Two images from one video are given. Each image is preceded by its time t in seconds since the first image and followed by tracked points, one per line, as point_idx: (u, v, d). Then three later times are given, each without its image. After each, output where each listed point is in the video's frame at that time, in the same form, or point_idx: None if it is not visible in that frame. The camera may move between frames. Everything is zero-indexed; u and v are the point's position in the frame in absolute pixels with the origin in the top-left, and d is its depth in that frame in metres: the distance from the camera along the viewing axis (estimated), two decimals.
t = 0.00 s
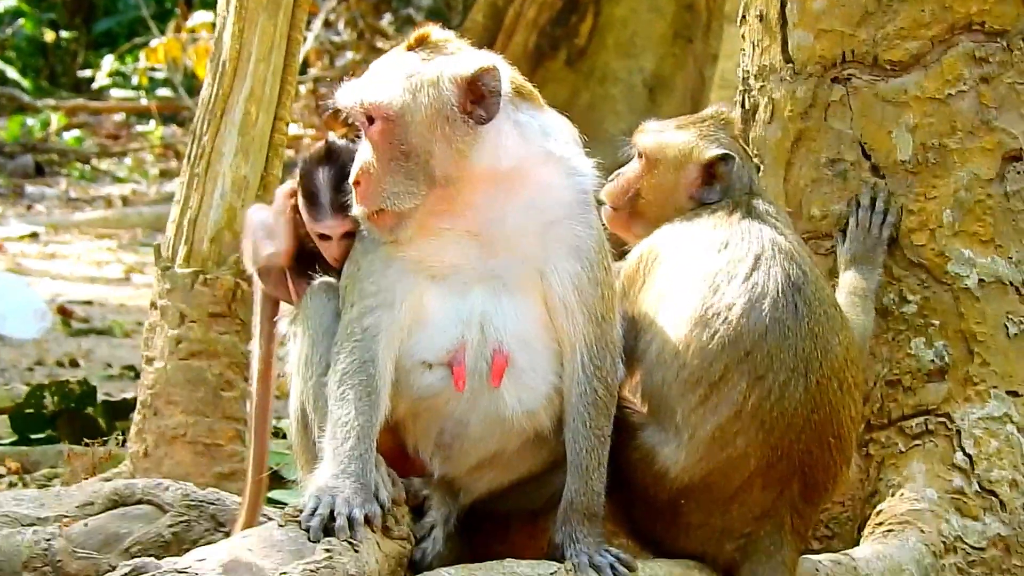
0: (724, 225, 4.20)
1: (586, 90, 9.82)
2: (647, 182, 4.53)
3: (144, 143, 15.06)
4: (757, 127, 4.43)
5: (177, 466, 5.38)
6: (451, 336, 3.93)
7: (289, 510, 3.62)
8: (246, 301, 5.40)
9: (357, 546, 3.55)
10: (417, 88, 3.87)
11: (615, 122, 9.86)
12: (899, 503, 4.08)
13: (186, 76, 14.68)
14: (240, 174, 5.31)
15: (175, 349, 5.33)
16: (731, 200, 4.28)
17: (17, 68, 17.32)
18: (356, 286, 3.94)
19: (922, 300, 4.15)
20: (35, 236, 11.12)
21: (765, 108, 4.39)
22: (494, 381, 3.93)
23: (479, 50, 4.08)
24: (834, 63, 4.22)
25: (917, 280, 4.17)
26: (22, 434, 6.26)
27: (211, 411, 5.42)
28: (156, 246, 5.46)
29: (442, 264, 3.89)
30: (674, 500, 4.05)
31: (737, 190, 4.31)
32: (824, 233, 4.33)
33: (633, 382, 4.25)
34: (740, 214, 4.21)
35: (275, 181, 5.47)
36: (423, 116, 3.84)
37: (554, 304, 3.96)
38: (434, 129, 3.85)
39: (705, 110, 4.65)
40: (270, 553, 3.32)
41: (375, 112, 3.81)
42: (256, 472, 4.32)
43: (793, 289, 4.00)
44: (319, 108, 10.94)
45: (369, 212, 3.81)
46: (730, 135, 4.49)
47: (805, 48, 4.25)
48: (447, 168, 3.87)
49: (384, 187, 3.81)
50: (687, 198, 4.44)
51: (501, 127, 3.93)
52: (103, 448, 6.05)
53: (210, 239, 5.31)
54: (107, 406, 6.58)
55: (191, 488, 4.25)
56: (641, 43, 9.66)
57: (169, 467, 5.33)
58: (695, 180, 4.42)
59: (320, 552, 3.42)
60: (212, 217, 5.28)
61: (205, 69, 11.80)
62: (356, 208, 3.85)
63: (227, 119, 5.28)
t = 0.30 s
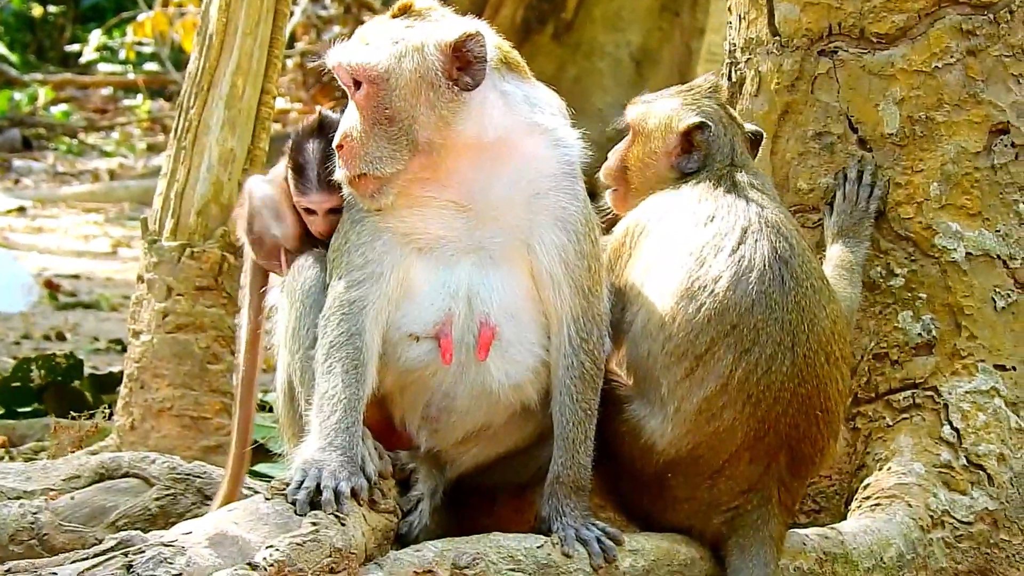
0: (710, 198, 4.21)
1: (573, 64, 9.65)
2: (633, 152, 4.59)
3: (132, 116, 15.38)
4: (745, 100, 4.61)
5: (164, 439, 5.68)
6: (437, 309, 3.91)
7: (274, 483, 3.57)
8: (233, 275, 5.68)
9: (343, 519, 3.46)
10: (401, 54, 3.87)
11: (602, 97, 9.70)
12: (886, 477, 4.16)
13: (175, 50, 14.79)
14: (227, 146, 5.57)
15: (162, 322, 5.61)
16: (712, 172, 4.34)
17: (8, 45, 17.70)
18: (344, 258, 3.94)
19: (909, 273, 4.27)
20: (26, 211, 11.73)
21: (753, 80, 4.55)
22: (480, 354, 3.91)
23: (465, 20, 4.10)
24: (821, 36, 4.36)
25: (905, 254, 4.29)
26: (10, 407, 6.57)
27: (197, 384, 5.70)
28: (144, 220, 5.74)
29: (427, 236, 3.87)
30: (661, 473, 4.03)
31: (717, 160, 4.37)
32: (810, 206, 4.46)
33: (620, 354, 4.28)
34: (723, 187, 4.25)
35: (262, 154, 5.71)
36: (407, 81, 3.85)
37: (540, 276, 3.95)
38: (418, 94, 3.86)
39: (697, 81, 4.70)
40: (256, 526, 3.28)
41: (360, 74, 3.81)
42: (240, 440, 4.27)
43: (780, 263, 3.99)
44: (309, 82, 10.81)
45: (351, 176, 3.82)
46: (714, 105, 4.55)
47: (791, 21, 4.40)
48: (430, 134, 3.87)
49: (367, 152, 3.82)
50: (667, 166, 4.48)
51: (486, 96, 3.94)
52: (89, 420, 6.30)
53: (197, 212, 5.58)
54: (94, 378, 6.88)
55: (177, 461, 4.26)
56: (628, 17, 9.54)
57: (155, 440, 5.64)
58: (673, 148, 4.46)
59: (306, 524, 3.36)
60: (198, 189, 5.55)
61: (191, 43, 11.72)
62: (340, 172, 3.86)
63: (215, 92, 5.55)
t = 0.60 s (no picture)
0: (705, 191, 4.21)
1: (567, 55, 9.77)
2: (630, 146, 4.60)
3: (125, 109, 15.36)
4: (739, 92, 4.64)
5: (157, 430, 5.73)
6: (432, 302, 3.90)
7: (267, 475, 3.57)
8: (227, 267, 5.76)
9: (336, 511, 3.43)
10: (393, 50, 3.90)
11: (595, 88, 9.75)
12: (880, 471, 4.17)
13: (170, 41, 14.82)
14: (221, 138, 5.61)
15: (155, 313, 5.67)
16: (708, 165, 4.33)
17: None
18: (339, 250, 3.94)
19: (903, 267, 4.30)
20: (20, 204, 11.81)
21: (747, 73, 4.57)
22: (475, 347, 3.91)
23: (459, 15, 4.12)
24: (815, 29, 4.38)
25: (899, 247, 4.32)
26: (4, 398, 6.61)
27: (192, 375, 5.75)
28: (138, 211, 5.77)
29: (422, 228, 3.87)
30: (654, 466, 4.03)
31: (715, 153, 4.36)
32: (803, 199, 4.50)
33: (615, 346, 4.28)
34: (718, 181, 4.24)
35: (256, 145, 5.77)
36: (400, 78, 3.87)
37: (534, 269, 3.95)
38: (411, 91, 3.87)
39: (691, 75, 4.70)
40: (249, 518, 3.28)
41: (352, 75, 3.84)
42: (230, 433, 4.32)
43: (774, 256, 3.99)
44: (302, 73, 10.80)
45: (349, 174, 3.81)
46: (711, 97, 4.55)
47: (785, 14, 4.42)
48: (425, 130, 3.88)
49: (363, 150, 3.83)
50: (666, 159, 4.48)
51: (480, 90, 3.94)
52: (83, 411, 6.34)
53: (191, 203, 5.62)
54: (88, 369, 6.94)
55: (170, 452, 4.31)
56: (622, 7, 9.52)
57: (149, 431, 5.68)
58: (672, 142, 4.46)
59: (298, 516, 3.34)
60: (192, 181, 5.59)
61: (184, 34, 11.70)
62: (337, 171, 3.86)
63: (209, 84, 5.60)
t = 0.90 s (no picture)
0: (702, 190, 4.21)
1: (563, 52, 9.77)
2: (628, 144, 4.61)
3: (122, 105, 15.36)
4: (735, 91, 4.63)
5: (154, 428, 5.73)
6: (430, 300, 3.91)
7: (264, 472, 3.57)
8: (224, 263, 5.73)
9: (333, 509, 3.43)
10: (394, 68, 3.87)
11: (593, 85, 9.74)
12: (876, 470, 4.18)
13: (166, 38, 14.82)
14: (218, 135, 5.61)
15: (153, 311, 5.65)
16: (708, 164, 4.34)
17: None
18: (336, 249, 3.94)
19: (900, 265, 4.30)
20: (16, 200, 11.82)
21: (744, 71, 4.57)
22: (473, 346, 3.91)
23: (452, 22, 4.09)
24: (813, 28, 4.39)
25: (896, 246, 4.32)
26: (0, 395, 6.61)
27: (188, 373, 5.74)
28: (135, 209, 5.78)
29: (421, 227, 3.87)
30: (651, 464, 4.03)
31: (715, 153, 4.37)
32: (801, 197, 4.50)
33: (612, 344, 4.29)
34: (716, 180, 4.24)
35: (253, 143, 5.78)
36: (406, 95, 3.86)
37: (533, 267, 3.95)
38: (417, 107, 3.87)
39: (691, 74, 4.71)
40: (246, 515, 3.29)
41: (357, 97, 3.81)
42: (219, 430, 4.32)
43: (772, 255, 3.99)
44: (298, 70, 10.81)
45: (363, 194, 3.81)
46: (711, 97, 4.56)
47: (784, 13, 4.43)
48: (433, 144, 3.87)
49: (376, 169, 3.81)
50: (665, 158, 4.49)
51: (480, 95, 3.94)
52: (79, 408, 6.34)
53: (188, 201, 5.63)
54: (85, 367, 6.93)
55: (166, 450, 4.30)
56: (619, 6, 9.55)
57: (145, 428, 5.69)
58: (673, 141, 4.48)
59: (295, 514, 3.34)
60: (190, 178, 5.61)
61: (181, 31, 11.72)
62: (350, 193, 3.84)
63: (207, 80, 5.62)
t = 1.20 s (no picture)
0: (701, 190, 4.21)
1: (563, 53, 9.75)
2: (624, 145, 4.61)
3: (121, 105, 15.37)
4: (734, 91, 4.63)
5: (153, 428, 5.73)
6: (427, 301, 3.91)
7: (262, 472, 3.58)
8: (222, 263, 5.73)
9: (332, 509, 3.43)
10: (392, 77, 3.88)
11: (593, 85, 9.70)
12: (874, 470, 4.19)
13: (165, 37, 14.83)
14: (217, 135, 5.60)
15: (151, 311, 5.64)
16: (707, 164, 4.34)
17: None
18: (333, 250, 3.95)
19: (898, 265, 4.30)
20: (15, 200, 11.83)
21: (743, 71, 4.57)
22: (471, 346, 3.91)
23: (446, 27, 4.08)
24: (812, 28, 4.39)
25: (895, 246, 4.33)
26: None
27: (187, 373, 5.75)
28: (134, 208, 5.78)
29: (418, 228, 3.87)
30: (649, 464, 4.03)
31: (713, 153, 4.38)
32: (799, 197, 4.50)
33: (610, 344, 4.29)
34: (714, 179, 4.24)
35: (252, 143, 5.78)
36: (405, 105, 3.88)
37: (530, 267, 3.95)
38: (416, 117, 3.89)
39: (687, 76, 4.71)
40: (245, 515, 3.29)
41: (355, 109, 3.82)
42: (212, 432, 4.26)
43: (770, 254, 3.99)
44: (298, 70, 10.82)
45: (365, 203, 3.82)
46: (707, 98, 4.56)
47: (782, 13, 4.43)
48: (432, 152, 3.88)
49: (376, 178, 3.82)
50: (662, 159, 4.50)
51: (477, 98, 3.95)
52: (78, 408, 6.35)
53: (187, 201, 5.63)
54: (83, 367, 6.94)
55: (165, 450, 4.32)
56: (618, 6, 9.55)
57: (144, 428, 5.69)
58: (668, 142, 4.48)
59: (294, 514, 3.35)
60: (189, 178, 5.61)
61: (180, 31, 11.73)
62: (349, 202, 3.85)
63: (206, 81, 5.62)
